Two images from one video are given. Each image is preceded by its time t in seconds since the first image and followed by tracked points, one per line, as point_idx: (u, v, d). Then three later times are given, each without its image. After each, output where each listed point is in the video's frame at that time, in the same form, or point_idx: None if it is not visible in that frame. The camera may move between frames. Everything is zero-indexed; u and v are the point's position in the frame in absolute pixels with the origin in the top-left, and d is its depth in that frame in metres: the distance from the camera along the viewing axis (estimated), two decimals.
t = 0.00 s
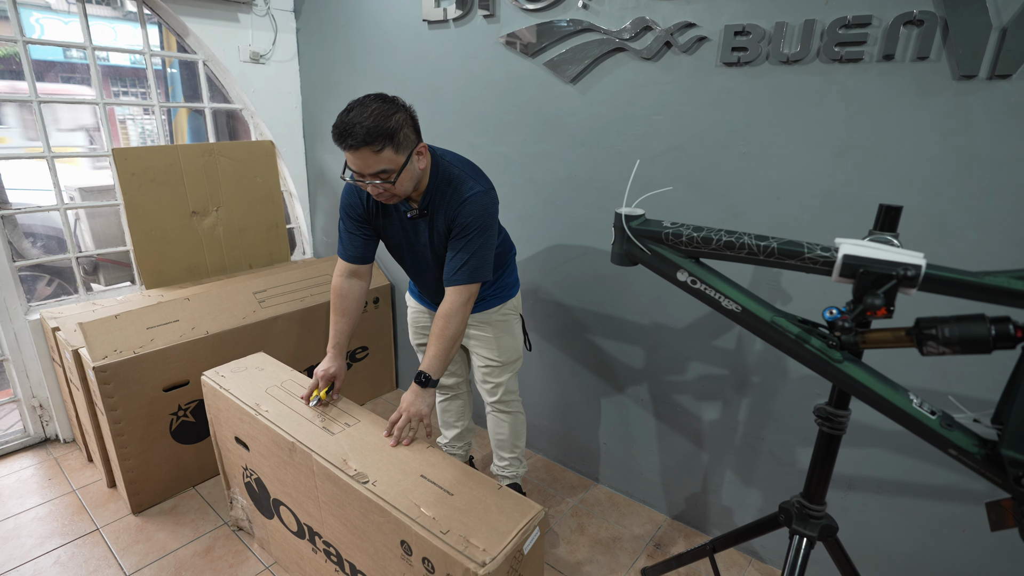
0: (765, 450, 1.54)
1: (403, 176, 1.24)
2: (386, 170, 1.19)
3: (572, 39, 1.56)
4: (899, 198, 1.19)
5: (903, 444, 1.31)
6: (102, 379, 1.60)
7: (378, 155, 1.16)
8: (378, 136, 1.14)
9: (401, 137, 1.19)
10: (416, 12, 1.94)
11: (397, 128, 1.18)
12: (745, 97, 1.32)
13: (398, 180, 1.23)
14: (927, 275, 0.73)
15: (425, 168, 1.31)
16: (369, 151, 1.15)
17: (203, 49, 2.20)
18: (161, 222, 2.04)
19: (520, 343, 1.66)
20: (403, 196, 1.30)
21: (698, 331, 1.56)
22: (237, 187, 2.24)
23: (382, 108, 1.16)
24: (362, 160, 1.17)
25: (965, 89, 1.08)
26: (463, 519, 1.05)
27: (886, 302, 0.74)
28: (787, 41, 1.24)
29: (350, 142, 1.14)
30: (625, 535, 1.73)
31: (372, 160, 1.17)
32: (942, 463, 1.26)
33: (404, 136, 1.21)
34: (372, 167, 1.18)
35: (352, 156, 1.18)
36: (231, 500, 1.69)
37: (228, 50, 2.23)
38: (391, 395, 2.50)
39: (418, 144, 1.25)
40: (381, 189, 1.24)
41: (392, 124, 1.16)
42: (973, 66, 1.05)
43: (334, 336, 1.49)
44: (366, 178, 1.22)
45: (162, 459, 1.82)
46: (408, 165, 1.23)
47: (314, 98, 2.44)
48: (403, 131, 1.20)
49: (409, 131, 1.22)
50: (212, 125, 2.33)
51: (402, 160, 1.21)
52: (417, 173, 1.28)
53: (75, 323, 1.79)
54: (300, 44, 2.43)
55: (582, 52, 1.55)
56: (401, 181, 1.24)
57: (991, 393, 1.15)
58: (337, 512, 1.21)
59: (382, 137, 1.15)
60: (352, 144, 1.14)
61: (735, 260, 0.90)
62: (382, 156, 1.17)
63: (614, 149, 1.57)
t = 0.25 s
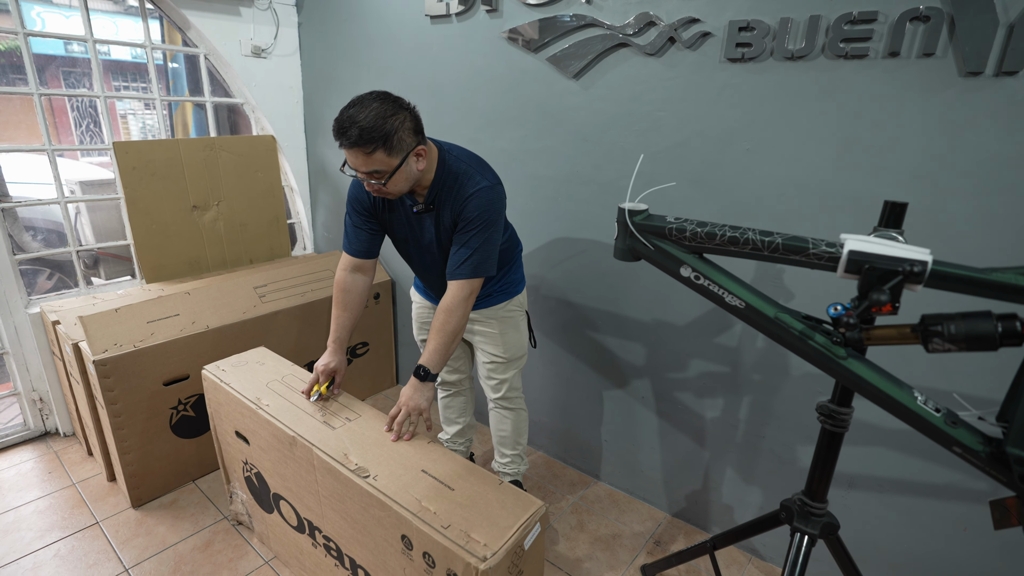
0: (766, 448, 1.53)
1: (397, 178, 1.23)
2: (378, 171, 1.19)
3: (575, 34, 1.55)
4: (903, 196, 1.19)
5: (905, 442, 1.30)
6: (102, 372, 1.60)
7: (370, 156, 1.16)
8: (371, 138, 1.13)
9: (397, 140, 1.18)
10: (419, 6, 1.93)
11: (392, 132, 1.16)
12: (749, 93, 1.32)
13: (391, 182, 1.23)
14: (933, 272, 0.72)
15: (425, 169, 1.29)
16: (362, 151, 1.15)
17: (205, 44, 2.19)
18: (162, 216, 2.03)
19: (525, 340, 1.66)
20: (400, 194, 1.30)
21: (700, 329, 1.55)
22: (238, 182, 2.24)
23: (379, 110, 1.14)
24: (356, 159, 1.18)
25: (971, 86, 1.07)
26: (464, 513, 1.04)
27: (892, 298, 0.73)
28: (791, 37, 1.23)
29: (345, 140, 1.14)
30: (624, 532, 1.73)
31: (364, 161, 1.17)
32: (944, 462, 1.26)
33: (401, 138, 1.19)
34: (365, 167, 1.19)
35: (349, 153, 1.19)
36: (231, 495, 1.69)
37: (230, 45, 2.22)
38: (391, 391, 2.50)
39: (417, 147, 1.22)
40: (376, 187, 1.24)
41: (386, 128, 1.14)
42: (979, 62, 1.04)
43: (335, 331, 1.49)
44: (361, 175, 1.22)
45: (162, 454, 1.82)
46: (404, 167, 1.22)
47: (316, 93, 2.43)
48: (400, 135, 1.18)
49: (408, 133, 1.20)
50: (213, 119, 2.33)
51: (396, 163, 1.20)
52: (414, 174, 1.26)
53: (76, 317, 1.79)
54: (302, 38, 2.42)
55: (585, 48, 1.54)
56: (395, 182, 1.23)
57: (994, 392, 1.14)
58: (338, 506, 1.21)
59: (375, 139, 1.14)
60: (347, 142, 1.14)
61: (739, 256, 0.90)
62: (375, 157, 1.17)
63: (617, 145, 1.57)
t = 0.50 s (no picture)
0: (768, 443, 1.53)
1: (405, 167, 1.22)
2: (386, 161, 1.19)
3: (579, 27, 1.54)
4: (909, 190, 1.18)
5: (907, 438, 1.30)
6: (104, 364, 1.60)
7: (377, 146, 1.15)
8: (378, 126, 1.13)
9: (403, 128, 1.17)
10: None
11: (398, 119, 1.15)
12: (755, 86, 1.31)
13: (400, 172, 1.22)
14: (942, 266, 0.72)
15: (431, 159, 1.29)
16: (369, 142, 1.15)
17: (206, 35, 2.18)
18: (164, 208, 2.03)
19: (529, 335, 1.65)
20: (408, 186, 1.29)
21: (702, 323, 1.55)
22: (240, 175, 2.23)
23: (384, 99, 1.14)
24: (362, 150, 1.17)
25: (980, 79, 1.06)
26: (468, 505, 1.04)
27: (899, 293, 0.73)
28: (798, 29, 1.22)
29: (352, 131, 1.14)
30: (625, 526, 1.73)
31: (372, 151, 1.17)
32: (947, 458, 1.25)
33: (407, 126, 1.19)
34: (373, 157, 1.18)
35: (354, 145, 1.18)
36: (233, 487, 1.69)
37: (232, 37, 2.20)
38: (393, 384, 2.50)
39: (423, 134, 1.22)
40: (384, 178, 1.23)
41: (392, 116, 1.14)
42: (988, 55, 1.03)
43: (339, 324, 1.49)
44: (369, 167, 1.21)
45: (164, 446, 1.82)
46: (411, 156, 1.22)
47: (318, 86, 2.42)
48: (405, 122, 1.18)
49: (413, 121, 1.20)
50: (215, 112, 2.32)
51: (403, 152, 1.19)
52: (421, 164, 1.26)
53: (78, 310, 1.79)
54: (304, 30, 2.40)
55: (589, 40, 1.53)
56: (403, 172, 1.23)
57: (998, 388, 1.14)
58: (341, 499, 1.21)
59: (382, 127, 1.13)
60: (354, 133, 1.13)
61: (744, 249, 0.89)
62: (383, 146, 1.16)
63: (620, 139, 1.56)
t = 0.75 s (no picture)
0: (769, 439, 1.54)
1: (414, 160, 1.22)
2: (395, 155, 1.18)
3: (582, 22, 1.53)
4: (913, 186, 1.17)
5: (909, 435, 1.30)
6: (107, 359, 1.61)
7: (386, 141, 1.15)
8: (385, 120, 1.13)
9: (409, 121, 1.17)
10: None
11: (404, 112, 1.16)
12: (758, 81, 1.30)
13: (409, 165, 1.22)
14: (944, 262, 0.72)
15: (436, 151, 1.30)
16: (378, 137, 1.14)
17: (208, 30, 2.17)
18: (166, 203, 2.03)
19: (531, 331, 1.65)
20: (415, 180, 1.29)
21: (705, 320, 1.55)
22: (242, 170, 2.23)
23: (388, 94, 1.14)
24: (370, 147, 1.16)
25: (985, 75, 1.05)
26: (469, 501, 1.05)
27: (902, 289, 0.73)
28: (802, 24, 1.21)
29: (358, 128, 1.13)
30: (626, 521, 1.73)
31: (380, 146, 1.16)
32: (948, 454, 1.26)
33: (413, 119, 1.19)
34: (382, 153, 1.17)
35: (361, 143, 1.17)
36: (236, 482, 1.70)
37: (234, 31, 2.19)
38: (396, 380, 2.51)
39: (427, 126, 1.23)
40: (393, 174, 1.23)
41: (399, 109, 1.14)
42: (993, 51, 1.02)
43: (341, 320, 1.49)
44: (377, 164, 1.21)
45: (167, 441, 1.83)
46: (418, 149, 1.22)
47: (320, 81, 2.41)
48: (411, 115, 1.18)
49: (418, 114, 1.20)
50: (217, 107, 2.32)
51: (411, 145, 1.20)
52: (428, 156, 1.26)
53: (81, 304, 1.79)
54: (306, 25, 2.39)
55: (592, 35, 1.52)
56: (412, 166, 1.23)
57: (1001, 385, 1.14)
58: (343, 493, 1.22)
59: (389, 121, 1.13)
60: (360, 129, 1.13)
61: (747, 246, 0.89)
62: (391, 141, 1.16)
63: (623, 135, 1.55)
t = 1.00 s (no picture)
0: (771, 436, 1.54)
1: (424, 157, 1.23)
2: (406, 153, 1.18)
3: (583, 18, 1.53)
4: (916, 183, 1.17)
5: (911, 431, 1.30)
6: (111, 356, 1.61)
7: (396, 138, 1.15)
8: (395, 118, 1.13)
9: (417, 117, 1.18)
10: None
11: (412, 108, 1.16)
12: (761, 77, 1.30)
13: (419, 162, 1.22)
14: (948, 258, 0.72)
15: (442, 147, 1.30)
16: (388, 135, 1.14)
17: (209, 27, 2.17)
18: (168, 200, 2.03)
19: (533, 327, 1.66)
20: (424, 178, 1.29)
21: (706, 316, 1.54)
22: (244, 167, 2.23)
23: (394, 91, 1.14)
24: (381, 146, 1.16)
25: (989, 70, 1.05)
26: (463, 503, 1.04)
27: (905, 285, 0.73)
28: (805, 20, 1.21)
29: (367, 129, 1.13)
30: (628, 518, 1.74)
31: (391, 144, 1.16)
32: (950, 451, 1.25)
33: (421, 116, 1.19)
34: (393, 151, 1.17)
35: (370, 142, 1.17)
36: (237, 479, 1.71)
37: (235, 28, 2.19)
38: (397, 376, 2.52)
39: (433, 122, 1.23)
40: (404, 172, 1.23)
41: (407, 105, 1.14)
42: (997, 46, 1.02)
43: (335, 318, 1.49)
44: (387, 164, 1.21)
45: (169, 437, 1.83)
46: (427, 145, 1.22)
47: (321, 78, 2.41)
48: (419, 111, 1.18)
49: (424, 110, 1.20)
50: (218, 104, 2.32)
51: (420, 141, 1.20)
52: (435, 153, 1.27)
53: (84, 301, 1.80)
54: (307, 22, 2.39)
55: (593, 31, 1.52)
56: (423, 163, 1.23)
57: (1003, 382, 1.14)
58: (339, 494, 1.22)
59: (399, 118, 1.13)
60: (370, 129, 1.13)
61: (749, 242, 0.89)
62: (401, 138, 1.16)
63: (624, 131, 1.55)
